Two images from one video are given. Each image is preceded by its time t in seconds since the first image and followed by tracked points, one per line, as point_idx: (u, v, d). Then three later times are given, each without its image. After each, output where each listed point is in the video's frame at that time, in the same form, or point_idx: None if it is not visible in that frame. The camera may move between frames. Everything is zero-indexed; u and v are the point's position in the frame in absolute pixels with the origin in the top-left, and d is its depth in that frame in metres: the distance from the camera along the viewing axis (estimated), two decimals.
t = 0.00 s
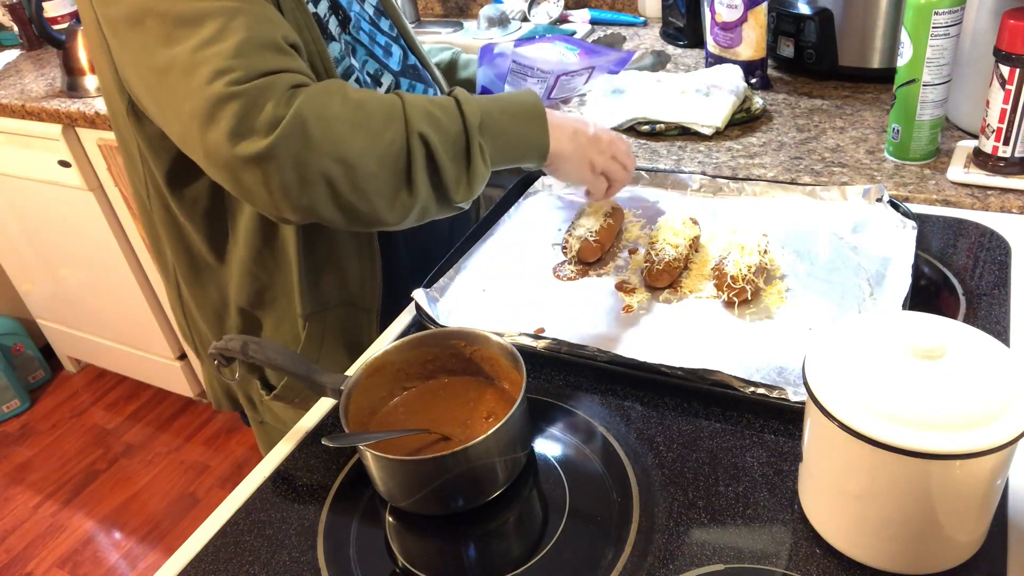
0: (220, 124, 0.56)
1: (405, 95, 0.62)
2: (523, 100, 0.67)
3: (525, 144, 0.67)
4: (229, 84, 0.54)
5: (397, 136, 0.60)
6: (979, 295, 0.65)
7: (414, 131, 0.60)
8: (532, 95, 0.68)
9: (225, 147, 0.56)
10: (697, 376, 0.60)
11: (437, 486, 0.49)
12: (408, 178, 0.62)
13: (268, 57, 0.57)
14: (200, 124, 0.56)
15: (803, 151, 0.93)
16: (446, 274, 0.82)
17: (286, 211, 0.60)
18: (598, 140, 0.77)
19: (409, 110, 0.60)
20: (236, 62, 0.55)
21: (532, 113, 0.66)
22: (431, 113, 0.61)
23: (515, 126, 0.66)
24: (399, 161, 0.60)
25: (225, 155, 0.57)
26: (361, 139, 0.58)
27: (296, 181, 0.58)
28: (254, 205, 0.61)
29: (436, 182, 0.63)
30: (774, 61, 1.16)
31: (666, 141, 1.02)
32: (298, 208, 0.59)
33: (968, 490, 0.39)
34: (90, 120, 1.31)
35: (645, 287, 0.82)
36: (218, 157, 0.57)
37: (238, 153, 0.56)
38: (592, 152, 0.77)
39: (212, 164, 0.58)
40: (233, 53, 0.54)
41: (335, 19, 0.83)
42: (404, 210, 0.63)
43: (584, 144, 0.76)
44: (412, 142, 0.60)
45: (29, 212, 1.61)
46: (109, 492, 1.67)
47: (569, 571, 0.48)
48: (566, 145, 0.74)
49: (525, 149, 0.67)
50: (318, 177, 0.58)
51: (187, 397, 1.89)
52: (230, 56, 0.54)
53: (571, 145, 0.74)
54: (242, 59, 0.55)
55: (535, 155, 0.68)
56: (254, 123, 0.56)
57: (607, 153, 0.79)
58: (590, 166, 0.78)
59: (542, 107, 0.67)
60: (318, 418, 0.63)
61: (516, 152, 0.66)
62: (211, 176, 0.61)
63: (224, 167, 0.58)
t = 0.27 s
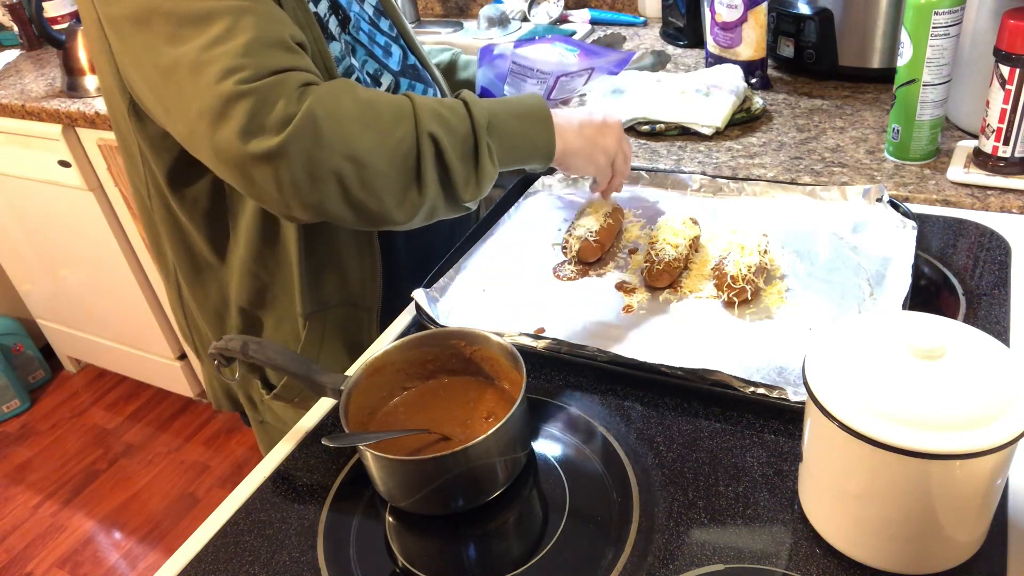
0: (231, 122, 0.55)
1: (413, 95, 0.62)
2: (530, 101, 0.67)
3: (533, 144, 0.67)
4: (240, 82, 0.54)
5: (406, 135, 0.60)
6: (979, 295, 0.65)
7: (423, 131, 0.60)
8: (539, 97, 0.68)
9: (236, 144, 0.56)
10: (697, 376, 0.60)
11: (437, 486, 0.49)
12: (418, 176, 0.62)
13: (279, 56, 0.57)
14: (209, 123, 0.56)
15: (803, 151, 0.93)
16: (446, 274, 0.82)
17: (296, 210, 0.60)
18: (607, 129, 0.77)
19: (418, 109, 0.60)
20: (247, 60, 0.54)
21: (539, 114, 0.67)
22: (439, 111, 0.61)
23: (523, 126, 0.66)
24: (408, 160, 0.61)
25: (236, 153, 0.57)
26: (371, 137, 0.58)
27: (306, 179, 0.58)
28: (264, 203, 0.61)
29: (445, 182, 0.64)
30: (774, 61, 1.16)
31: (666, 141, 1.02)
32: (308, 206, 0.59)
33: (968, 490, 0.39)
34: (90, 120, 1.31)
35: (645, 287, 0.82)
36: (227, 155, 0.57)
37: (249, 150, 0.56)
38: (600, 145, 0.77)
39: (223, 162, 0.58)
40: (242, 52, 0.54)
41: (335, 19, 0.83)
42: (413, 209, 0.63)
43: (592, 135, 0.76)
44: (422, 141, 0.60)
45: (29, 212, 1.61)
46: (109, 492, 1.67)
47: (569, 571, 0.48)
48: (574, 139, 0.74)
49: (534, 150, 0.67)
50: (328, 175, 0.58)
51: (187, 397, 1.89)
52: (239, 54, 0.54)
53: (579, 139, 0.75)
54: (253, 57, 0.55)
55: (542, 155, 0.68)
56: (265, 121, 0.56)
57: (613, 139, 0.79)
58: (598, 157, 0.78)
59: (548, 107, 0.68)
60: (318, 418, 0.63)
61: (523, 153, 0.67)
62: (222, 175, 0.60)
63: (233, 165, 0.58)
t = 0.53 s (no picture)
0: (212, 124, 0.56)
1: (395, 90, 0.62)
2: (514, 89, 0.66)
3: (519, 133, 0.66)
4: (220, 84, 0.54)
5: (388, 131, 0.60)
6: (979, 295, 0.65)
7: (405, 126, 0.60)
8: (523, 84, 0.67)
9: (217, 147, 0.56)
10: (697, 376, 0.60)
11: (437, 486, 0.49)
12: (402, 173, 0.62)
13: (265, 58, 0.57)
14: (192, 124, 0.56)
15: (803, 151, 0.93)
16: (446, 274, 0.82)
17: (282, 210, 0.60)
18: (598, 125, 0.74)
19: (399, 104, 0.60)
20: (228, 61, 0.55)
21: (526, 102, 0.66)
22: (421, 106, 0.61)
23: (509, 115, 0.65)
24: (391, 157, 0.61)
25: (218, 155, 0.57)
26: (351, 136, 0.58)
27: (288, 180, 0.58)
28: (250, 205, 0.61)
29: (430, 176, 0.64)
30: (774, 61, 1.16)
31: (666, 141, 1.02)
32: (292, 206, 0.60)
33: (968, 490, 0.39)
34: (90, 120, 1.30)
35: (645, 287, 0.82)
36: (211, 156, 0.57)
37: (229, 153, 0.56)
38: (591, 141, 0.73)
39: (207, 163, 0.58)
40: (224, 53, 0.54)
41: (335, 19, 0.83)
42: (399, 205, 0.63)
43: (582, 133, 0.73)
44: (404, 136, 0.60)
45: (29, 213, 1.61)
46: (109, 492, 1.67)
47: (569, 571, 0.48)
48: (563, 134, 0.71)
49: (521, 141, 0.66)
50: (310, 176, 0.58)
51: (187, 397, 1.89)
52: (222, 56, 0.54)
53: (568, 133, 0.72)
54: (234, 58, 0.55)
55: (529, 143, 0.67)
56: (244, 124, 0.56)
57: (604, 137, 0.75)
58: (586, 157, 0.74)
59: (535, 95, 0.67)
60: (318, 418, 0.63)
61: (510, 144, 0.66)
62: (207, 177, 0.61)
63: (217, 166, 0.58)
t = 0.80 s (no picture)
0: (196, 132, 0.56)
1: (379, 90, 0.60)
2: (503, 79, 0.63)
3: (505, 127, 0.63)
4: (204, 92, 0.55)
5: (370, 135, 0.59)
6: (979, 295, 0.65)
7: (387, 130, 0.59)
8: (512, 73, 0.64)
9: (203, 153, 0.57)
10: (697, 377, 0.60)
11: (437, 486, 0.49)
12: (386, 174, 0.62)
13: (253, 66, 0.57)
14: (180, 130, 0.57)
15: (803, 151, 0.93)
16: (446, 274, 0.82)
17: (269, 214, 0.61)
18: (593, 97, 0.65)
19: (382, 107, 0.59)
20: (213, 69, 0.55)
21: (515, 95, 0.63)
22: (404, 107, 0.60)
23: (495, 109, 0.62)
24: (375, 159, 0.60)
25: (204, 161, 0.57)
26: (332, 142, 0.58)
27: (270, 186, 0.58)
28: (238, 208, 0.62)
29: (417, 176, 0.63)
30: (774, 61, 1.16)
31: (666, 141, 1.02)
32: (278, 210, 0.60)
33: (968, 489, 0.39)
34: (90, 120, 1.30)
35: (645, 287, 0.82)
36: (197, 162, 0.58)
37: (213, 161, 0.57)
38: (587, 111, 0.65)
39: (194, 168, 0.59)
40: (210, 61, 0.54)
41: (334, 19, 0.83)
42: (386, 205, 0.63)
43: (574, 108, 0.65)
44: (387, 139, 0.59)
45: (29, 213, 1.61)
46: (109, 492, 1.67)
47: (570, 571, 0.48)
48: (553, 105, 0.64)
49: (508, 133, 0.64)
50: (293, 182, 0.58)
51: (187, 397, 1.89)
52: (208, 64, 0.54)
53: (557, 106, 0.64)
54: (219, 66, 0.55)
55: (520, 137, 0.64)
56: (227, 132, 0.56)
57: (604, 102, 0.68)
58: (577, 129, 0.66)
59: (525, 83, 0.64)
60: (318, 418, 0.63)
61: (496, 138, 0.63)
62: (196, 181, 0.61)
63: (203, 171, 0.58)
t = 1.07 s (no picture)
0: (162, 153, 0.62)
1: (306, 77, 0.66)
2: (408, 29, 0.68)
3: (421, 71, 0.69)
4: (165, 119, 0.61)
5: (316, 122, 0.66)
6: (979, 295, 0.65)
7: (330, 113, 0.65)
8: (413, 18, 0.69)
9: (170, 173, 0.64)
10: (697, 377, 0.60)
11: (437, 486, 0.49)
12: (341, 150, 0.68)
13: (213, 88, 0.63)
14: (150, 149, 0.63)
15: (803, 151, 0.93)
16: (446, 274, 0.82)
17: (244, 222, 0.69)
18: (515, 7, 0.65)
19: (317, 93, 0.65)
20: (171, 97, 0.60)
21: (421, 39, 0.69)
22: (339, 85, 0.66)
23: (407, 56, 0.68)
24: (327, 143, 0.67)
25: (173, 178, 0.64)
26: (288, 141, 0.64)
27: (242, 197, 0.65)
28: (213, 220, 0.70)
29: (367, 143, 0.70)
30: (774, 61, 1.16)
31: (666, 141, 1.02)
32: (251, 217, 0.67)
33: (969, 489, 0.39)
34: (90, 120, 1.30)
35: (646, 287, 0.82)
36: (167, 180, 0.65)
37: (182, 182, 0.64)
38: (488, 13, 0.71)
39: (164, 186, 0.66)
40: (167, 90, 0.60)
41: (335, 21, 0.84)
42: (349, 179, 0.70)
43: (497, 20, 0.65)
44: (332, 122, 0.66)
45: (29, 213, 1.61)
46: (109, 492, 1.67)
47: (570, 571, 0.48)
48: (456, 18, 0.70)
49: (426, 72, 0.70)
50: (259, 189, 0.65)
51: (187, 397, 1.89)
52: (170, 91, 0.60)
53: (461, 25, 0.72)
54: (178, 93, 0.61)
55: (435, 75, 0.71)
56: (191, 155, 0.63)
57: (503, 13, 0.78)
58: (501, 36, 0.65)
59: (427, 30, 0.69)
60: (318, 418, 0.63)
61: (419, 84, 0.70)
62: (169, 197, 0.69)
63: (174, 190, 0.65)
